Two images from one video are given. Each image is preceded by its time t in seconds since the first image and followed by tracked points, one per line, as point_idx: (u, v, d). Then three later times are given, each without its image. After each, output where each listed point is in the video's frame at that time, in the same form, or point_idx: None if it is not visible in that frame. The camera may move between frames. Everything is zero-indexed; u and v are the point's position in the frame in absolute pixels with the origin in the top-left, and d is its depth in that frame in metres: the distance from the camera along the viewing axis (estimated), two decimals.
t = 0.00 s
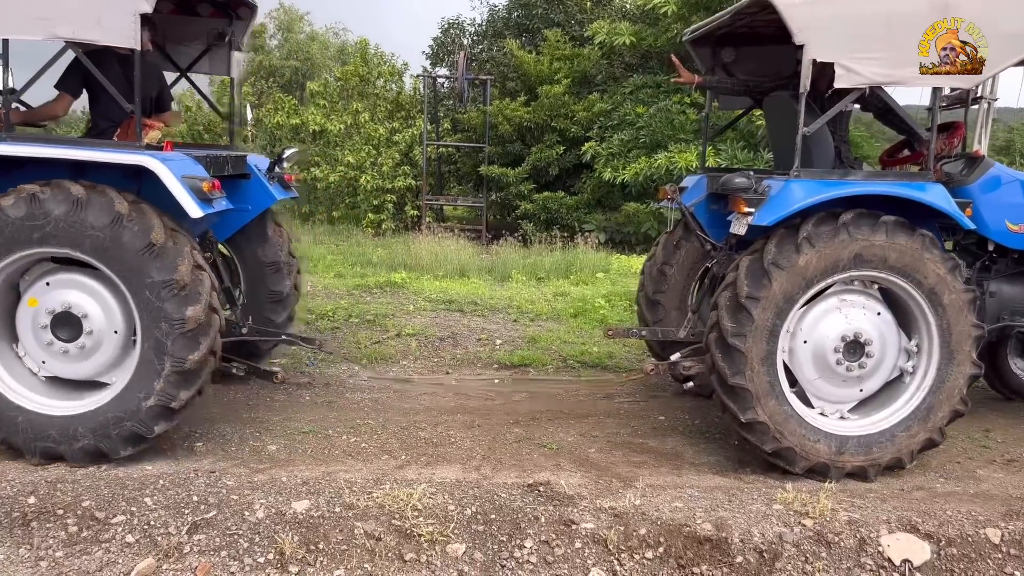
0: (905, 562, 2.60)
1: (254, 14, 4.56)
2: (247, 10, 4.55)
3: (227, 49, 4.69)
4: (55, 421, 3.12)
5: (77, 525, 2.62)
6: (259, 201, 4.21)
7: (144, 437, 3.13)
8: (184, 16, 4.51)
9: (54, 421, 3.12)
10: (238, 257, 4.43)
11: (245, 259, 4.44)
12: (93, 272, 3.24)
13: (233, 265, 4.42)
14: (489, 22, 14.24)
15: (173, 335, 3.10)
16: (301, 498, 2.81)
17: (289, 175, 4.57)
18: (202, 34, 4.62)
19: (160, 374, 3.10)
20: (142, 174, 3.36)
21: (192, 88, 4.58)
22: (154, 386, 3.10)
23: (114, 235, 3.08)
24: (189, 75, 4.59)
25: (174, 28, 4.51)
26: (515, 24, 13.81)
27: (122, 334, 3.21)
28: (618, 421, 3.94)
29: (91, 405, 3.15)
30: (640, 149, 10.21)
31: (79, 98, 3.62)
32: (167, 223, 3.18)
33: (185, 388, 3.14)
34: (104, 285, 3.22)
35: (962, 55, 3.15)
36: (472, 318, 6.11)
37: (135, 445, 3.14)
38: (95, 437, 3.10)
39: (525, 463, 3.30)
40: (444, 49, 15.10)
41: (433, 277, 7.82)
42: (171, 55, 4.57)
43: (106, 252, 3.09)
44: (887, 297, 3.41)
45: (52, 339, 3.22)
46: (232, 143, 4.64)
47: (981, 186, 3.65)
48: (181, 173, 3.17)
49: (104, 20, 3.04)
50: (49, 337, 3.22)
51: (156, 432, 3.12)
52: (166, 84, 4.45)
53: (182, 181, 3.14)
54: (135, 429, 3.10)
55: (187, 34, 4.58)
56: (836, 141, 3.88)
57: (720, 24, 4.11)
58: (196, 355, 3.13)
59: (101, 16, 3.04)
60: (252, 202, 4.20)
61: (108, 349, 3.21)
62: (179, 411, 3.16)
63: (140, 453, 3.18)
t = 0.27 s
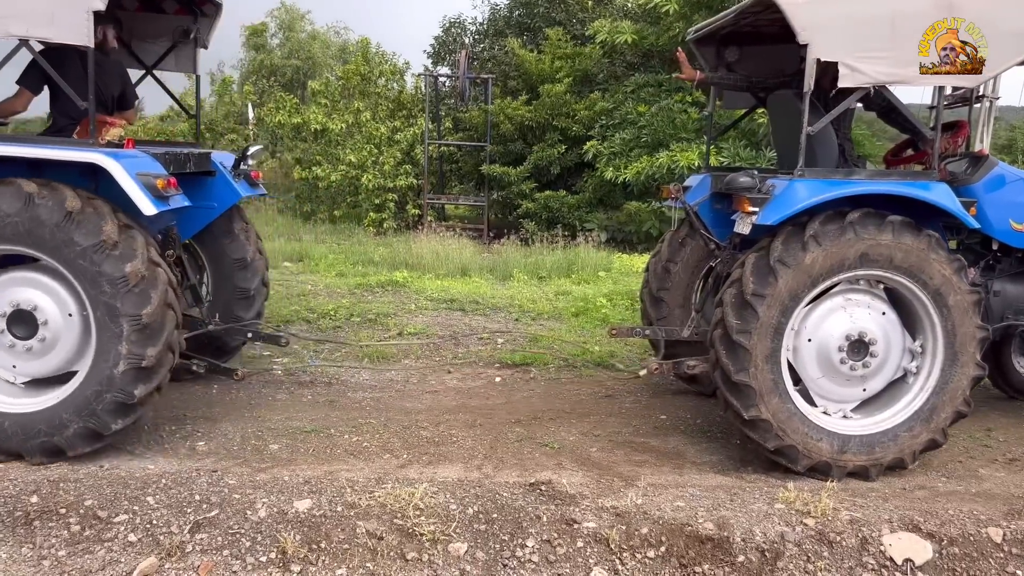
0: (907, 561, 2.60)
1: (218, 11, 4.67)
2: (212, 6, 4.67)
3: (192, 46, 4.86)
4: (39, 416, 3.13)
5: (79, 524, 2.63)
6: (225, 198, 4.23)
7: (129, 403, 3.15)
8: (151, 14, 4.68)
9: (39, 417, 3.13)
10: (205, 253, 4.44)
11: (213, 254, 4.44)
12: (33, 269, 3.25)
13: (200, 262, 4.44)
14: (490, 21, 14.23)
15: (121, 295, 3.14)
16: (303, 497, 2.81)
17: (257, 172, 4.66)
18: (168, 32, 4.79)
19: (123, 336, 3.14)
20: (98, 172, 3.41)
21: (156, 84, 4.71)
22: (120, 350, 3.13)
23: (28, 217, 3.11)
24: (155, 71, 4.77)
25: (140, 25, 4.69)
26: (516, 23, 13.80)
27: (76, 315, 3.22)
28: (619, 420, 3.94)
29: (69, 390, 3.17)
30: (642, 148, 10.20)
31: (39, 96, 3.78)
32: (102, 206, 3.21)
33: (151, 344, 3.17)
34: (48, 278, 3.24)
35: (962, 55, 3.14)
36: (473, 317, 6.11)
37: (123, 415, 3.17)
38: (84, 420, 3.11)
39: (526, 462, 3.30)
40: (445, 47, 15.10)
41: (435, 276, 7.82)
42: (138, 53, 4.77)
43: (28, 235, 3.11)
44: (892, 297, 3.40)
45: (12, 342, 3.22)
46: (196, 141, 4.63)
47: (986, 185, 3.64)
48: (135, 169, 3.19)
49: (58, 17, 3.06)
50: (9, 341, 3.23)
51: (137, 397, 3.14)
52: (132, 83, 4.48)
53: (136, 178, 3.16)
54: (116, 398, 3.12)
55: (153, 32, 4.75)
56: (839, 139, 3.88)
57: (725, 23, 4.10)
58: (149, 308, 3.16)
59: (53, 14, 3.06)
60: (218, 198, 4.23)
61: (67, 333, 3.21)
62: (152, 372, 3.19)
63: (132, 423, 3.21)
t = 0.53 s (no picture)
0: (909, 562, 2.61)
1: (189, 11, 4.73)
2: (183, 6, 4.72)
3: (164, 46, 4.94)
4: (25, 406, 3.15)
5: (83, 525, 2.64)
6: (195, 197, 4.28)
7: (106, 368, 3.19)
8: (123, 14, 4.76)
9: (25, 406, 3.15)
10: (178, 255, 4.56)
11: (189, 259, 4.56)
12: None
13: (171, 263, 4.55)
14: (492, 21, 14.23)
15: (65, 263, 3.16)
16: (306, 498, 2.82)
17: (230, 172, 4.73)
18: (140, 32, 4.87)
19: (81, 303, 3.17)
20: (61, 173, 3.44)
21: (127, 85, 4.81)
22: (81, 318, 3.16)
23: None
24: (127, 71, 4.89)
25: (112, 26, 4.78)
26: (518, 23, 13.81)
27: (34, 301, 3.24)
28: (621, 421, 3.95)
29: (45, 372, 3.19)
30: (644, 148, 10.20)
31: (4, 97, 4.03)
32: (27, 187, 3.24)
33: (109, 305, 3.21)
34: None
35: (962, 55, 3.14)
36: (476, 318, 6.12)
37: (105, 383, 3.20)
38: (68, 397, 3.15)
39: (529, 463, 3.30)
40: (447, 48, 15.12)
41: (437, 277, 7.83)
42: (111, 52, 4.89)
43: None
44: (896, 298, 3.41)
45: None
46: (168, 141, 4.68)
47: (990, 185, 3.63)
48: (96, 169, 3.23)
49: (19, 16, 3.07)
50: None
51: (112, 359, 3.18)
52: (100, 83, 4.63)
53: (98, 177, 3.20)
54: (93, 366, 3.15)
55: (125, 32, 4.85)
56: (843, 139, 3.88)
57: (728, 23, 4.10)
58: (97, 269, 3.19)
59: (14, 13, 3.06)
60: (191, 197, 4.28)
61: (32, 319, 3.24)
62: (119, 333, 3.23)
63: (118, 390, 3.24)
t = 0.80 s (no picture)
0: (913, 563, 2.60)
1: (167, 10, 4.75)
2: (161, 6, 4.74)
3: (143, 46, 4.99)
4: (13, 392, 3.18)
5: (88, 525, 2.65)
6: (174, 196, 4.34)
7: (81, 338, 3.22)
8: (101, 14, 4.77)
9: (13, 393, 3.18)
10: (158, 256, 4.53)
11: (170, 258, 4.53)
12: None
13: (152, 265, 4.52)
14: (496, 23, 14.25)
15: (17, 241, 3.18)
16: (310, 498, 2.83)
17: (209, 172, 4.75)
18: (118, 32, 4.89)
19: (41, 277, 3.19)
20: (34, 172, 3.47)
21: (108, 85, 4.84)
22: (43, 292, 3.19)
23: None
24: (107, 71, 4.90)
25: (90, 25, 4.79)
26: (521, 25, 13.82)
27: None
28: (625, 422, 3.94)
29: (23, 355, 3.21)
30: (648, 149, 10.20)
31: None
32: None
33: (70, 275, 3.25)
34: None
35: (962, 55, 3.13)
36: (480, 319, 6.12)
37: (85, 353, 3.24)
38: (51, 374, 3.17)
39: (533, 464, 3.30)
40: (451, 50, 15.15)
41: (441, 278, 7.84)
42: (89, 52, 4.89)
43: None
44: (901, 299, 3.40)
45: None
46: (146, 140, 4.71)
47: (995, 186, 3.63)
48: (67, 169, 3.26)
49: None
50: None
51: (83, 326, 3.21)
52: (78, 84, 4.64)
53: (69, 177, 3.23)
54: (67, 337, 3.19)
55: (103, 32, 4.87)
56: (848, 140, 3.87)
57: (732, 24, 4.10)
58: (49, 242, 3.22)
59: None
60: (170, 198, 4.34)
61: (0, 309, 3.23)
62: (85, 302, 3.27)
63: (100, 358, 3.27)
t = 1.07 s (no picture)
0: (920, 566, 2.59)
1: (156, 11, 4.77)
2: (149, 7, 4.76)
3: (130, 46, 5.00)
4: (4, 379, 3.21)
5: (93, 525, 2.65)
6: (161, 196, 4.34)
7: (60, 316, 3.26)
8: (88, 14, 4.76)
9: (4, 379, 3.21)
10: (143, 252, 4.55)
11: (156, 256, 4.55)
12: None
13: (138, 262, 4.54)
14: (501, 25, 14.27)
15: None
16: (315, 499, 2.83)
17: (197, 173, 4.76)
18: (105, 32, 4.90)
19: (10, 259, 3.22)
20: (15, 171, 3.50)
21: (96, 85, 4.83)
22: (14, 274, 3.21)
23: None
24: (94, 71, 4.88)
25: (78, 26, 4.78)
26: (527, 27, 13.84)
27: None
28: (630, 424, 3.94)
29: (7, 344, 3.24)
30: (653, 151, 10.19)
31: None
32: None
33: (38, 254, 3.28)
34: None
35: (962, 55, 3.13)
36: (485, 321, 6.13)
37: (67, 330, 3.27)
38: (37, 355, 3.21)
39: (537, 466, 3.30)
40: (456, 52, 15.17)
41: (446, 280, 7.84)
42: (77, 53, 4.87)
43: None
44: (907, 302, 3.39)
45: None
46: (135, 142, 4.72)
47: (1002, 189, 3.61)
48: (48, 169, 3.28)
49: None
50: None
51: (60, 302, 3.25)
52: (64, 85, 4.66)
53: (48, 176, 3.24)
54: (47, 314, 3.23)
55: (90, 32, 4.86)
56: (853, 142, 3.86)
57: (738, 26, 4.10)
58: (11, 224, 3.25)
59: None
60: (156, 199, 4.33)
61: None
62: (58, 279, 3.30)
63: (83, 335, 3.31)
